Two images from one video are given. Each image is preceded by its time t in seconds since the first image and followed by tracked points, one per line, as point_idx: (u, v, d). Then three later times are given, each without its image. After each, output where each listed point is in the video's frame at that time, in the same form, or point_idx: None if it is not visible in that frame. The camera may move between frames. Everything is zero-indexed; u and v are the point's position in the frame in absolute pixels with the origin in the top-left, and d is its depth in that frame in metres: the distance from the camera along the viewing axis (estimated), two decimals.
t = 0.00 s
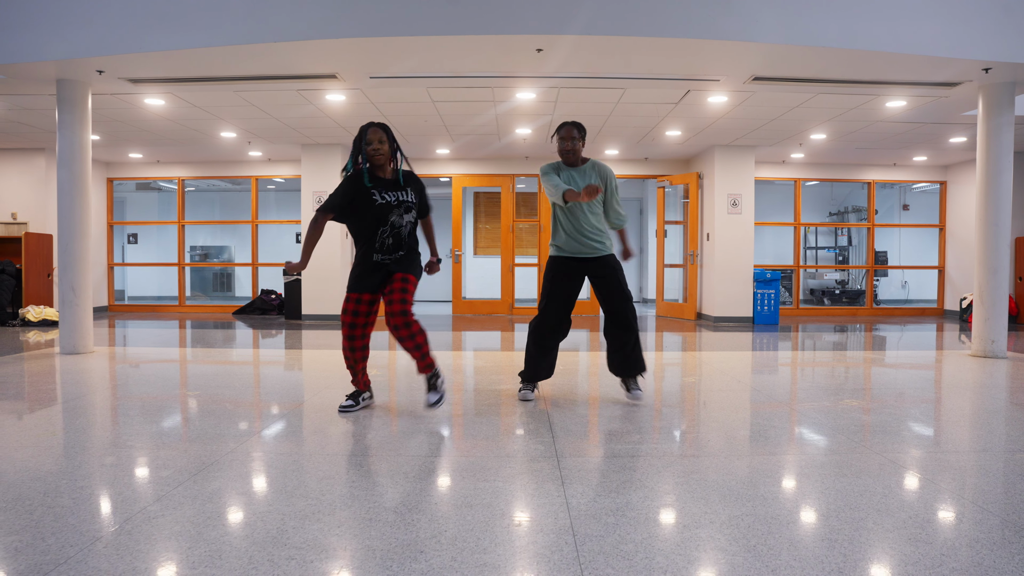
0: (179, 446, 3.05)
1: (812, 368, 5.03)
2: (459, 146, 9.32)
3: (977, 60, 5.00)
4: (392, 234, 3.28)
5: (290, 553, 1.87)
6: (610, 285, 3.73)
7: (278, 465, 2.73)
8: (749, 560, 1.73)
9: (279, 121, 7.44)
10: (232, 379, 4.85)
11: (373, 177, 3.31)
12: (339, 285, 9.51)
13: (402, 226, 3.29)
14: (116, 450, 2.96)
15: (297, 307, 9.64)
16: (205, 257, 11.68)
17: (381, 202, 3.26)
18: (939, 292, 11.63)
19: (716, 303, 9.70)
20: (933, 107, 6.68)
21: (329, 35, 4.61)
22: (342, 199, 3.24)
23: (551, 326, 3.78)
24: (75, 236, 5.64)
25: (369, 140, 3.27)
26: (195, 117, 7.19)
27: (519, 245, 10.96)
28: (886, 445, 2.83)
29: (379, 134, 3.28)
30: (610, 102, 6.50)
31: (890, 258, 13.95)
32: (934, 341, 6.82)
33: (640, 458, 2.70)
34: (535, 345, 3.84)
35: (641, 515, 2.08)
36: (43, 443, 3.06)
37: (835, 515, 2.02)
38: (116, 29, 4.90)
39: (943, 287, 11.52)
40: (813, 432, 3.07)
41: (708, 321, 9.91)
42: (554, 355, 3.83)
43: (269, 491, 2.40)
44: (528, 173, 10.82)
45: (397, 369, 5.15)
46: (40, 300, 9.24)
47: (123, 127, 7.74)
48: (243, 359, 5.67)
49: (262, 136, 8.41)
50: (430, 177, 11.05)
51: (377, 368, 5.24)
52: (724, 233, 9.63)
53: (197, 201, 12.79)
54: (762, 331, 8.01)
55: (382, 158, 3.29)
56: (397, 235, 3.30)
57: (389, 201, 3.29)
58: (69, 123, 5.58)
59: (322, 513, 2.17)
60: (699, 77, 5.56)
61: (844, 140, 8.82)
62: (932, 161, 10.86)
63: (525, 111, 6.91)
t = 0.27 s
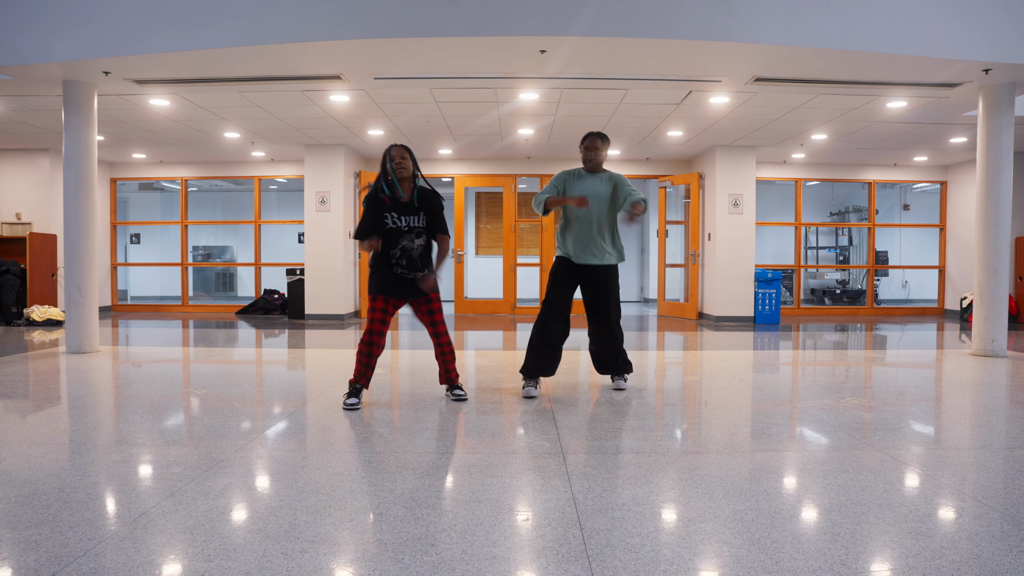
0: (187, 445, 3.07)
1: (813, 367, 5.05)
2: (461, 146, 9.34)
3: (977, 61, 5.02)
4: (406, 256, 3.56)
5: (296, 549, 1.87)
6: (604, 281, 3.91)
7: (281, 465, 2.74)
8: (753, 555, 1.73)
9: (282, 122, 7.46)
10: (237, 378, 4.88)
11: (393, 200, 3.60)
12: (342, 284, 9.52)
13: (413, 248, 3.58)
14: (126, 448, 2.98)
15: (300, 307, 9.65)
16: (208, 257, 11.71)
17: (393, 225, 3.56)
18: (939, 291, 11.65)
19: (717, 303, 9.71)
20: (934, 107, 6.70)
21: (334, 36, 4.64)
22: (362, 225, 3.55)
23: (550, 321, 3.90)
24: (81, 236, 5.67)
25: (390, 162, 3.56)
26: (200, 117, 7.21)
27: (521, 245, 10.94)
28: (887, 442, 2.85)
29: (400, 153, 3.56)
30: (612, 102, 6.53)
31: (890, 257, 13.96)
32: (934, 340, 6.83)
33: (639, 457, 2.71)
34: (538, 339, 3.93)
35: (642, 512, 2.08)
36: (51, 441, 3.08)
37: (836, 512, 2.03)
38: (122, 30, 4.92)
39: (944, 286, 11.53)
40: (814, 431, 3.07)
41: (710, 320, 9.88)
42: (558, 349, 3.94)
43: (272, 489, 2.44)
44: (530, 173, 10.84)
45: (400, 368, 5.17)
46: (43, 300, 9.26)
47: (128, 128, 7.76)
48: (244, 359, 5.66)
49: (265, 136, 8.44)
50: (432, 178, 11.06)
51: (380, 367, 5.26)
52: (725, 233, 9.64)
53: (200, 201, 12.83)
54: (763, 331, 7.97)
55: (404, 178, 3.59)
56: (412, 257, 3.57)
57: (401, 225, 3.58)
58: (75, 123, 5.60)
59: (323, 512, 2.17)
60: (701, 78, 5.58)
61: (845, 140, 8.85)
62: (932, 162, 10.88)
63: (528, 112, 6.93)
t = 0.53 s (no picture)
0: (191, 444, 3.08)
1: (813, 366, 5.05)
2: (461, 146, 9.35)
3: (977, 61, 5.03)
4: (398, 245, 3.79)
5: (299, 548, 1.88)
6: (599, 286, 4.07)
7: (282, 464, 2.74)
8: (754, 552, 1.75)
9: (283, 122, 7.47)
10: (238, 378, 4.89)
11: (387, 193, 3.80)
12: (342, 284, 9.54)
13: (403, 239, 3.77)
14: (130, 447, 3.00)
15: (300, 307, 9.66)
16: (209, 257, 11.71)
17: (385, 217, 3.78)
18: (939, 291, 11.65)
19: (717, 302, 9.72)
20: (934, 107, 6.70)
21: (335, 37, 4.65)
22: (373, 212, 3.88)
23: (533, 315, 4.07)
24: (83, 236, 5.68)
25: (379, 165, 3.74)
26: (200, 117, 7.22)
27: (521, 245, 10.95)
28: (888, 441, 2.86)
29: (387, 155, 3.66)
30: (612, 103, 6.54)
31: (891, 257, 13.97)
32: (934, 340, 6.83)
33: (639, 456, 2.71)
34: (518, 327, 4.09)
35: (643, 510, 2.09)
36: (53, 441, 3.08)
37: (836, 510, 2.03)
38: (124, 31, 4.93)
39: (944, 286, 11.54)
40: (813, 429, 3.10)
41: (710, 320, 9.90)
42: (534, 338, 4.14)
43: (276, 487, 2.45)
44: (530, 173, 10.85)
45: (402, 368, 5.19)
46: (44, 300, 9.26)
47: (129, 128, 7.77)
48: (246, 359, 5.67)
49: (266, 136, 8.45)
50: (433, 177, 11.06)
51: (382, 367, 5.28)
52: (725, 233, 9.65)
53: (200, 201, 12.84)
54: (763, 330, 7.97)
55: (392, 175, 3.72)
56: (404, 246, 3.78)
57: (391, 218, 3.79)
58: (77, 123, 5.61)
59: (323, 512, 2.17)
60: (702, 78, 5.59)
61: (845, 140, 8.85)
62: (932, 161, 10.89)
63: (528, 112, 6.94)
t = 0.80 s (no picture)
0: (196, 445, 3.07)
1: (813, 367, 5.04)
2: (462, 146, 9.35)
3: (979, 61, 5.03)
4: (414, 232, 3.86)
5: (300, 551, 1.87)
6: (608, 294, 4.09)
7: (281, 467, 2.72)
8: (756, 551, 1.77)
9: (282, 122, 7.46)
10: (238, 379, 4.88)
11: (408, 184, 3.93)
12: (342, 285, 9.53)
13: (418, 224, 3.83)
14: (127, 448, 2.99)
15: (300, 307, 9.65)
16: (208, 257, 11.70)
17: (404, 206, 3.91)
18: (940, 291, 11.64)
19: (717, 302, 9.71)
20: (935, 107, 6.69)
21: (335, 36, 4.64)
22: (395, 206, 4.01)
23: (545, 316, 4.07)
24: (82, 237, 5.67)
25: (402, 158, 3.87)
26: (200, 117, 7.20)
27: (522, 245, 10.94)
28: (892, 442, 2.86)
29: (407, 150, 3.84)
30: (613, 102, 6.53)
31: (891, 258, 13.96)
32: (935, 340, 6.82)
33: (641, 458, 2.69)
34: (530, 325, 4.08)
35: (645, 512, 2.08)
36: (51, 442, 3.07)
37: (838, 512, 2.03)
38: (123, 31, 4.92)
39: (945, 287, 11.53)
40: (814, 430, 3.10)
41: (710, 320, 9.89)
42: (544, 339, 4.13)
43: (275, 489, 2.44)
44: (530, 173, 10.84)
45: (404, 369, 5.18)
46: (43, 301, 9.25)
47: (128, 128, 7.75)
48: (246, 359, 5.68)
49: (265, 136, 8.44)
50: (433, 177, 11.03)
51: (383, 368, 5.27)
52: (726, 233, 9.64)
53: (200, 201, 12.83)
54: (764, 331, 7.96)
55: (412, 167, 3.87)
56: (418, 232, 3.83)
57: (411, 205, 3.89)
58: (76, 124, 5.60)
59: (320, 515, 2.15)
60: (703, 77, 5.58)
61: (846, 140, 8.84)
62: (933, 161, 10.87)
63: (529, 112, 6.93)
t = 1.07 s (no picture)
0: (193, 447, 3.05)
1: (815, 367, 5.02)
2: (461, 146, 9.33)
3: (982, 60, 5.00)
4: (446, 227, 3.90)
5: (298, 556, 1.85)
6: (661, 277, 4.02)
7: (279, 469, 2.70)
8: (758, 555, 1.76)
9: (281, 122, 7.44)
10: (236, 380, 4.86)
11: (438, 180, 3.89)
12: (341, 285, 9.51)
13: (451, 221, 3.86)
14: (123, 451, 2.97)
15: (299, 308, 9.63)
16: (207, 257, 11.67)
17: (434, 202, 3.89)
18: (942, 291, 11.61)
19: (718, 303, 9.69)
20: (937, 106, 6.67)
21: (334, 35, 4.62)
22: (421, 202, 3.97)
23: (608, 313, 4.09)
24: (79, 237, 5.65)
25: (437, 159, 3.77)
26: (198, 117, 7.18)
27: (522, 245, 10.93)
28: (896, 444, 2.84)
29: (444, 153, 3.74)
30: (612, 102, 6.50)
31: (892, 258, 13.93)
32: (936, 341, 6.80)
33: (643, 460, 2.68)
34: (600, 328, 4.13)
35: (648, 516, 2.07)
36: (47, 445, 3.06)
37: (840, 515, 2.02)
38: (120, 30, 4.90)
39: (946, 287, 11.50)
40: (815, 431, 3.10)
41: (711, 321, 9.87)
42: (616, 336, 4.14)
43: (273, 491, 2.42)
44: (530, 173, 10.82)
45: (405, 370, 5.16)
46: (41, 301, 9.23)
47: (127, 128, 7.73)
48: (246, 360, 5.69)
49: (264, 136, 8.42)
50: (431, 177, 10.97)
51: (383, 369, 5.25)
52: (726, 233, 9.62)
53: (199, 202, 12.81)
54: (765, 331, 7.93)
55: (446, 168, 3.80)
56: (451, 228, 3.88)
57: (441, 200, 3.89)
58: (73, 123, 5.58)
59: (317, 520, 2.13)
60: (704, 76, 5.55)
61: (847, 139, 8.82)
62: (934, 161, 10.85)
63: (528, 111, 6.91)
